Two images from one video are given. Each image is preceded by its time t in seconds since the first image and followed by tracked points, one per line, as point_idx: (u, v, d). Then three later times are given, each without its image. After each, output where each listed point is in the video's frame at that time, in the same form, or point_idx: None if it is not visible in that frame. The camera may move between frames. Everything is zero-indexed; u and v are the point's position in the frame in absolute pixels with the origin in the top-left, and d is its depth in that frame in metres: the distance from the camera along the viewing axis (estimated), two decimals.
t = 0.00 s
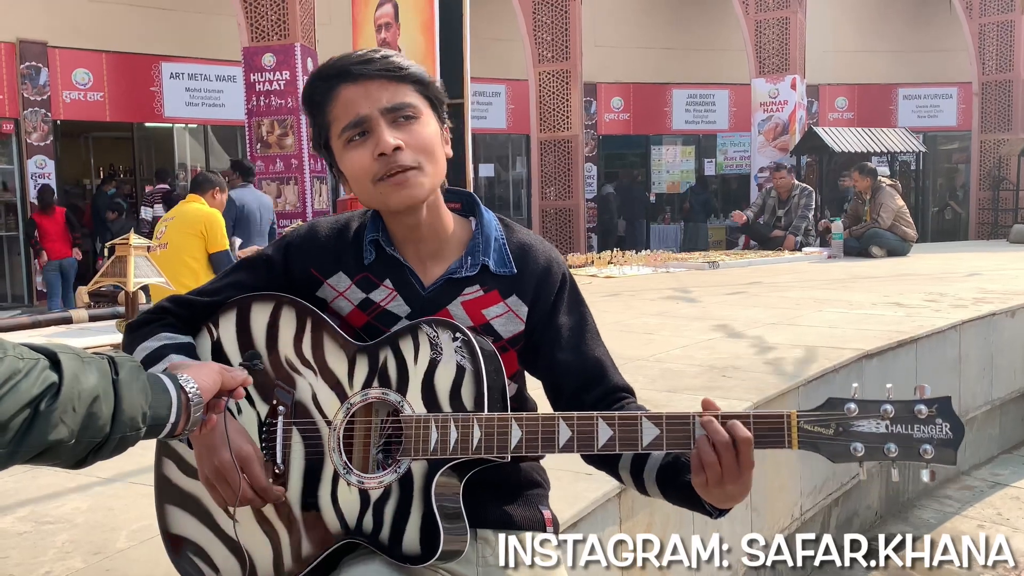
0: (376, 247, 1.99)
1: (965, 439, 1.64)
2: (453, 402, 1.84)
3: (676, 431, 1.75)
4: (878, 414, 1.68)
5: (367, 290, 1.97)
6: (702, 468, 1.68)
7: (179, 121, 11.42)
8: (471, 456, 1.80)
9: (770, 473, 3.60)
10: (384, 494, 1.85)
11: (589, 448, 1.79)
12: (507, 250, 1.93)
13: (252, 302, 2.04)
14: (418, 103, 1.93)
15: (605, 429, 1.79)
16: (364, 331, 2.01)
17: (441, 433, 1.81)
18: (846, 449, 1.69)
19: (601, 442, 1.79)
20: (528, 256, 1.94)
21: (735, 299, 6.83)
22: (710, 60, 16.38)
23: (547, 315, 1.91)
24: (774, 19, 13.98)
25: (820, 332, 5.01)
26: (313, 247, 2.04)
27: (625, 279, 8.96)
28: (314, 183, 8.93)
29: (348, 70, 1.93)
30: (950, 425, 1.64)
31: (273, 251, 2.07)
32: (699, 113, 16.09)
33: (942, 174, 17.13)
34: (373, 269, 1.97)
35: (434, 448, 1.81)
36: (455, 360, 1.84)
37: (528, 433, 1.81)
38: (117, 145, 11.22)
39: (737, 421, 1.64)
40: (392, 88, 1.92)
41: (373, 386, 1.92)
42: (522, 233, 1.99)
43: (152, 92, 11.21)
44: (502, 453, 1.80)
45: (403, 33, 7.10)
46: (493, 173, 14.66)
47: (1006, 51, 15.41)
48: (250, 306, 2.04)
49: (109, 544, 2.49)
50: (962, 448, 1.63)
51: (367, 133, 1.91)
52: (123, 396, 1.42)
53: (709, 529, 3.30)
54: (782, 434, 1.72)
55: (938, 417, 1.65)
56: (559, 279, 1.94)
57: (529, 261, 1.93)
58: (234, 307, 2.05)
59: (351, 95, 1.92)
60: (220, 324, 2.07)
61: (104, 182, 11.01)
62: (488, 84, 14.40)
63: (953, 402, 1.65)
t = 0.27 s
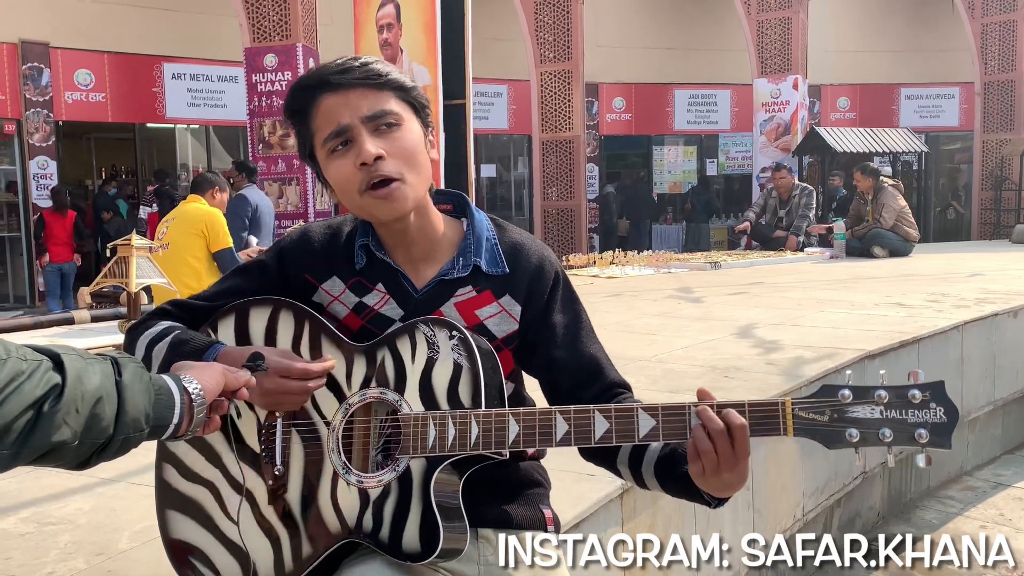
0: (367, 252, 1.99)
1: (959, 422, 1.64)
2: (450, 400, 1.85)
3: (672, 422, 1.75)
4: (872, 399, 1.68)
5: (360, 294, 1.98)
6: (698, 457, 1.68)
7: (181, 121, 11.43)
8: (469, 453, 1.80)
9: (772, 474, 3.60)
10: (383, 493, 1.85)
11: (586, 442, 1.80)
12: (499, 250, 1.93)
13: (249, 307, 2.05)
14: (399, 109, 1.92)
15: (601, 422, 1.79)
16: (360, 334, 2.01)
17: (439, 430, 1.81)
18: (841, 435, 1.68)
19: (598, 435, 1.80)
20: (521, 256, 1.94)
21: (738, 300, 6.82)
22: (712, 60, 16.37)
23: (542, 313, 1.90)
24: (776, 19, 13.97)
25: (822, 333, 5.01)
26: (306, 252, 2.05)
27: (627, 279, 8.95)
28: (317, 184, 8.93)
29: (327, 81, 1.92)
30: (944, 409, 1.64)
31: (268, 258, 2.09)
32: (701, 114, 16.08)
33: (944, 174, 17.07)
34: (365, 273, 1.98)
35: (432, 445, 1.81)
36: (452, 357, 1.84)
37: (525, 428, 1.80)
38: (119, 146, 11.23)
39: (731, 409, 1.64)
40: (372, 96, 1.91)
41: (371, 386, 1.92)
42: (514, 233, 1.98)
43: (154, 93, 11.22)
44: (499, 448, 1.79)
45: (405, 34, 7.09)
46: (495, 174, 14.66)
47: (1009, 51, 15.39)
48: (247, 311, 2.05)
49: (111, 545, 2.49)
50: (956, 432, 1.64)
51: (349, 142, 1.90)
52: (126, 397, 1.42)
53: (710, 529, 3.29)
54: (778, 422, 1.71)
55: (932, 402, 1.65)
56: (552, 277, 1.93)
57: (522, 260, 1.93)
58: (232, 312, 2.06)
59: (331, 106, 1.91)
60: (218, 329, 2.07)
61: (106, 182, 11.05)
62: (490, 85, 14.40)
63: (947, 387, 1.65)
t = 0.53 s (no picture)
0: (360, 252, 1.99)
1: (952, 407, 1.64)
2: (444, 396, 1.84)
3: (665, 412, 1.74)
4: (865, 386, 1.67)
5: (353, 293, 1.97)
6: (691, 447, 1.67)
7: (180, 121, 11.41)
8: (464, 448, 1.79)
9: (772, 472, 3.59)
10: (379, 491, 1.84)
11: (580, 433, 1.79)
12: (493, 248, 1.93)
13: (243, 308, 2.03)
14: (392, 109, 1.91)
15: (595, 413, 1.79)
16: (355, 334, 2.00)
17: (433, 427, 1.80)
18: (835, 422, 1.68)
19: (592, 427, 1.79)
20: (515, 253, 1.93)
21: (738, 298, 6.81)
22: (711, 60, 16.37)
23: (536, 310, 1.89)
24: (775, 18, 13.97)
25: (821, 331, 5.00)
26: (300, 252, 2.05)
27: (627, 278, 8.94)
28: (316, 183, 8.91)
29: (319, 80, 1.91)
30: (937, 395, 1.64)
31: (262, 256, 2.08)
32: (701, 113, 16.07)
33: (943, 173, 17.07)
34: (358, 273, 1.98)
35: (427, 441, 1.80)
36: (446, 354, 1.83)
37: (519, 422, 1.80)
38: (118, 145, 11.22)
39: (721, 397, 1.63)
40: (364, 95, 1.90)
41: (366, 383, 1.91)
42: (508, 230, 1.98)
43: (153, 92, 11.21)
44: (494, 443, 1.79)
45: (404, 33, 7.08)
46: (494, 173, 14.65)
47: (1008, 50, 15.39)
48: (241, 312, 2.03)
49: (109, 544, 2.48)
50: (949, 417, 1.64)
51: (340, 142, 1.90)
52: (120, 396, 1.41)
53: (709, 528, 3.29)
54: (770, 411, 1.69)
55: (925, 387, 1.65)
56: (546, 274, 1.93)
57: (516, 258, 1.92)
58: (228, 313, 2.04)
59: (323, 105, 1.90)
60: (213, 330, 2.04)
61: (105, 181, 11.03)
62: (489, 84, 14.39)
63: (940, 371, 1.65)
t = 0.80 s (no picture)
0: (360, 252, 1.99)
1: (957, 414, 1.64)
2: (446, 399, 1.84)
3: (668, 420, 1.75)
4: (869, 393, 1.67)
5: (354, 294, 1.98)
6: (693, 454, 1.67)
7: (180, 120, 11.40)
8: (465, 453, 1.79)
9: (772, 472, 3.60)
10: (379, 493, 1.84)
11: (581, 440, 1.79)
12: (494, 248, 1.93)
13: (244, 307, 2.03)
14: (394, 107, 1.91)
15: (597, 419, 1.79)
16: (355, 334, 2.01)
17: (434, 430, 1.80)
18: (839, 430, 1.68)
19: (594, 433, 1.79)
20: (516, 252, 1.93)
21: (738, 298, 6.81)
22: (711, 59, 16.36)
23: (536, 312, 1.90)
24: (775, 17, 13.98)
25: (821, 331, 5.00)
26: (301, 251, 2.05)
27: (627, 278, 8.94)
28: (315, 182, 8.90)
29: (321, 76, 1.91)
30: (942, 402, 1.64)
31: (261, 256, 2.08)
32: (700, 112, 16.07)
33: (944, 172, 17.09)
34: (358, 273, 1.98)
35: (428, 445, 1.80)
36: (447, 356, 1.83)
37: (520, 426, 1.80)
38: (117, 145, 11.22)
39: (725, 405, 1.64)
40: (367, 92, 1.90)
41: (366, 386, 1.91)
42: (509, 229, 1.98)
43: (153, 91, 11.21)
44: (495, 448, 1.79)
45: (404, 32, 7.07)
46: (494, 172, 14.64)
47: (1008, 50, 15.38)
48: (241, 311, 2.03)
49: (109, 544, 2.49)
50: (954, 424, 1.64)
51: (342, 139, 1.90)
52: (120, 396, 1.41)
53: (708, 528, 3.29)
54: (774, 416, 1.70)
55: (930, 395, 1.65)
56: (547, 274, 1.93)
57: (516, 258, 1.92)
58: (227, 313, 2.04)
59: (325, 102, 1.91)
60: (213, 330, 2.04)
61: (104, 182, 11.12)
62: (489, 83, 14.38)
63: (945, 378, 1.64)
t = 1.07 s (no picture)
0: (365, 252, 1.99)
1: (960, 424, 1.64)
2: (448, 400, 1.84)
3: (670, 425, 1.75)
4: (872, 401, 1.68)
5: (357, 294, 1.98)
6: (695, 459, 1.67)
7: (180, 120, 11.41)
8: (466, 453, 1.79)
9: (772, 472, 3.60)
10: (380, 494, 1.85)
11: (583, 443, 1.79)
12: (498, 250, 1.93)
13: (246, 306, 2.03)
14: (400, 113, 1.89)
15: (599, 423, 1.79)
16: (358, 334, 2.01)
17: (436, 431, 1.80)
18: (841, 437, 1.68)
19: (596, 437, 1.80)
20: (519, 255, 1.93)
21: (738, 299, 6.82)
22: (711, 60, 16.37)
23: (540, 314, 1.90)
24: (775, 18, 13.98)
25: (821, 332, 5.00)
26: (304, 251, 2.04)
27: (627, 278, 8.94)
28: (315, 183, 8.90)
29: (330, 76, 1.90)
30: (945, 412, 1.64)
31: (265, 255, 2.07)
32: (700, 113, 16.07)
33: (943, 173, 17.12)
34: (362, 273, 1.98)
35: (429, 445, 1.81)
36: (449, 358, 1.84)
37: (522, 429, 1.80)
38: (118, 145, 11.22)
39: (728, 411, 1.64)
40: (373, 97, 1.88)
41: (368, 386, 1.91)
42: (513, 232, 1.98)
43: (153, 92, 11.21)
44: (497, 450, 1.79)
45: (404, 33, 7.07)
46: (494, 173, 14.65)
47: (1008, 51, 15.39)
48: (244, 310, 2.03)
49: (109, 544, 2.49)
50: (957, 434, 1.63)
51: (344, 140, 1.90)
52: (123, 395, 1.41)
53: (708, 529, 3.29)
54: (776, 424, 1.70)
55: (933, 404, 1.64)
56: (551, 277, 1.93)
57: (520, 260, 1.92)
58: (229, 311, 2.04)
59: (331, 101, 1.90)
60: (215, 328, 2.05)
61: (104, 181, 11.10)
62: (489, 84, 14.39)
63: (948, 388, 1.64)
